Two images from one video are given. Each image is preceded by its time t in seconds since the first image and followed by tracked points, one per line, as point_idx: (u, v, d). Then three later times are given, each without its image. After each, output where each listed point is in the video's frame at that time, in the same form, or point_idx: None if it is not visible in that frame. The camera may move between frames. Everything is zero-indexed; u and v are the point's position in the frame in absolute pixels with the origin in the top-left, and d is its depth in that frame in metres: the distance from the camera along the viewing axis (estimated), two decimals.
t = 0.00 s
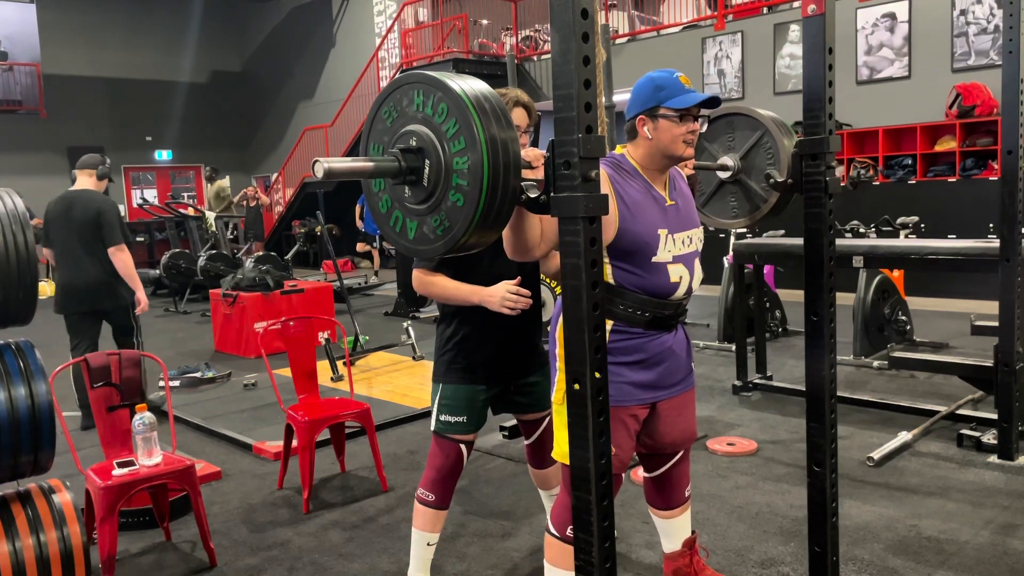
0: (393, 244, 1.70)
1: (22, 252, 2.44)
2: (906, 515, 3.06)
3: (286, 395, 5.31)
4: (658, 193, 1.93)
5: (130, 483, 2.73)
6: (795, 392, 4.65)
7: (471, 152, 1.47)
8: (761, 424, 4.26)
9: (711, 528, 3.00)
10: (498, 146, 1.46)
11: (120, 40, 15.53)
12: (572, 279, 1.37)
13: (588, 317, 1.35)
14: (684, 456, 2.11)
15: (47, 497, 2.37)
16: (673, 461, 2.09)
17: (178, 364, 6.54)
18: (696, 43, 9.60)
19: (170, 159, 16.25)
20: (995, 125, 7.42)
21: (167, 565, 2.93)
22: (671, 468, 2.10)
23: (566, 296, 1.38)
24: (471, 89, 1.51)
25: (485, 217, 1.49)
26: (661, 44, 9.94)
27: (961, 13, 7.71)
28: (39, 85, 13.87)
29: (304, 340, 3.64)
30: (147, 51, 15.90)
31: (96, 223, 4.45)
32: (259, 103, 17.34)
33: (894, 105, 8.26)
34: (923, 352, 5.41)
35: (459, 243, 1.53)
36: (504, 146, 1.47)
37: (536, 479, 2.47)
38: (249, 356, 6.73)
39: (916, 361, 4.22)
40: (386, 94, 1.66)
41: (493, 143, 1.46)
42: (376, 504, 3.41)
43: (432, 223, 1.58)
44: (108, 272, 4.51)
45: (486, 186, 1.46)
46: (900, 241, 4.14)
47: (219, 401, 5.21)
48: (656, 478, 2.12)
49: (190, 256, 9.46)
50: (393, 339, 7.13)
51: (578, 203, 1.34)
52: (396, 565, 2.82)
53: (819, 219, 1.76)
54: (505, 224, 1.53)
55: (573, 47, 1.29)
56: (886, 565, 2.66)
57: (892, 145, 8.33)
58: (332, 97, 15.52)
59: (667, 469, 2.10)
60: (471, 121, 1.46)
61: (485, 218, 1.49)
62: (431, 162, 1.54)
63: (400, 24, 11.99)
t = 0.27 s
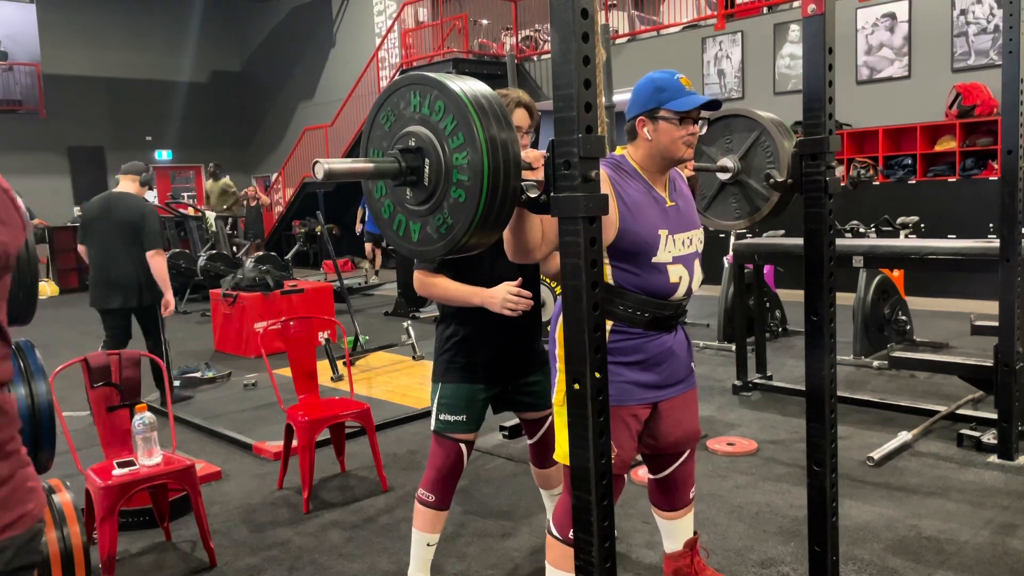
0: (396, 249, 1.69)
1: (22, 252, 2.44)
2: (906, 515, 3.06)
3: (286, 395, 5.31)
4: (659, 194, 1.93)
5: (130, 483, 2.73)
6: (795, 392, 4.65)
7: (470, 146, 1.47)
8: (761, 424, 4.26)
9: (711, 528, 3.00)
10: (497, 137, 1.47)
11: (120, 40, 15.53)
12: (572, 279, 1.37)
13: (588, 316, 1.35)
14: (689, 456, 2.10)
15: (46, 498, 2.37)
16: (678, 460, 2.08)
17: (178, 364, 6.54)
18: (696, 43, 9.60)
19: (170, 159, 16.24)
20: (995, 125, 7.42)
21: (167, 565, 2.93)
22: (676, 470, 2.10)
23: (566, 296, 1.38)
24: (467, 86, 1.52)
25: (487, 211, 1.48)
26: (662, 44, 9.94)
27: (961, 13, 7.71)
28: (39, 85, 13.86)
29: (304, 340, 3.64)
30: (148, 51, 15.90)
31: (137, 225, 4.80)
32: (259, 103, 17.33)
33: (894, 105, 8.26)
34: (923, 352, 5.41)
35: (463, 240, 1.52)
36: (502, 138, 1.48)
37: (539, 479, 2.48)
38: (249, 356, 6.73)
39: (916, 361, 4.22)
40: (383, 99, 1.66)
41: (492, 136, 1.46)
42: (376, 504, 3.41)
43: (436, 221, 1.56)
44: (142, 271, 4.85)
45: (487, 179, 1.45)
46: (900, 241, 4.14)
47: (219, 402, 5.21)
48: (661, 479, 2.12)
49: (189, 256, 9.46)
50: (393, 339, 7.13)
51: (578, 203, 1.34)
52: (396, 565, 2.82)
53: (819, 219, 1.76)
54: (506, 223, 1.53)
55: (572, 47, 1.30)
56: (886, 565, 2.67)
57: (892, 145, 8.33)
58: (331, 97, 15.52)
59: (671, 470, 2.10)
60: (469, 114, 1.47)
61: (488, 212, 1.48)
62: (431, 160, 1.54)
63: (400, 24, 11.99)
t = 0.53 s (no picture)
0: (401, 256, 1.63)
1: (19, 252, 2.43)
2: (906, 515, 3.06)
3: (286, 395, 5.31)
4: (659, 200, 1.93)
5: (130, 483, 2.73)
6: (796, 392, 4.65)
7: (469, 141, 1.44)
8: (761, 424, 4.26)
9: (711, 528, 3.00)
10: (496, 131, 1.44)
11: (120, 40, 15.53)
12: (572, 279, 1.37)
13: (588, 316, 1.35)
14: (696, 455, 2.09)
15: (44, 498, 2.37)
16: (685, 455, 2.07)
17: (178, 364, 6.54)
18: (696, 43, 9.60)
19: (170, 159, 16.24)
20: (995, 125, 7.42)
21: (167, 565, 2.93)
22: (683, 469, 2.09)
23: (566, 295, 1.38)
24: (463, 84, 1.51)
25: (491, 204, 1.45)
26: (662, 44, 9.95)
27: (961, 13, 7.71)
28: (39, 85, 13.86)
29: (304, 340, 3.64)
30: (148, 52, 15.90)
31: (158, 224, 5.09)
32: (259, 103, 17.33)
33: (894, 105, 8.26)
34: (924, 352, 5.40)
35: (470, 237, 1.47)
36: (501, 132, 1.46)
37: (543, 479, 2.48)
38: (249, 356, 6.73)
39: (916, 362, 4.22)
40: (380, 107, 1.64)
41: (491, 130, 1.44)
42: (376, 504, 3.41)
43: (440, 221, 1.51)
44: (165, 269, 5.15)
45: (489, 171, 1.42)
46: (900, 241, 4.14)
47: (219, 402, 5.21)
48: (669, 478, 2.12)
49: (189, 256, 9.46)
50: (393, 339, 7.13)
51: (578, 202, 1.34)
52: (396, 565, 2.82)
53: (819, 219, 1.76)
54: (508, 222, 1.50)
55: (572, 47, 1.29)
56: (886, 565, 2.66)
57: (892, 145, 8.33)
58: (331, 97, 15.52)
59: (679, 468, 2.09)
60: (466, 111, 1.45)
61: (492, 205, 1.44)
62: (432, 160, 1.51)
63: (400, 24, 11.98)
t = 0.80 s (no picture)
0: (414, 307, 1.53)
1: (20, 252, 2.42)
2: (906, 515, 3.06)
3: (286, 395, 5.31)
4: (661, 241, 1.99)
5: (130, 483, 2.72)
6: (795, 392, 4.65)
7: (473, 184, 1.35)
8: (761, 424, 4.26)
9: (711, 528, 3.00)
10: (501, 173, 1.35)
11: (120, 41, 15.54)
12: (572, 280, 1.37)
13: (588, 317, 1.35)
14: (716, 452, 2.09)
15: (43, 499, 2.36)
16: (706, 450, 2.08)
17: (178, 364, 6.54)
18: (696, 43, 9.61)
19: (170, 159, 16.24)
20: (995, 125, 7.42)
21: (166, 565, 2.92)
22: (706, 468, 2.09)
23: (566, 294, 1.38)
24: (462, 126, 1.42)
25: (500, 249, 1.35)
26: (662, 44, 9.96)
27: (961, 13, 7.72)
28: (40, 85, 13.86)
29: (303, 339, 3.64)
30: (148, 52, 15.90)
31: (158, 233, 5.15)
32: (259, 104, 17.33)
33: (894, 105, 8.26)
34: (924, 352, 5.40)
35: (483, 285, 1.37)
36: (505, 173, 1.36)
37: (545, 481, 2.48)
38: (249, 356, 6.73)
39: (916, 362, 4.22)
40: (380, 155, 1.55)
41: (496, 172, 1.35)
42: (376, 504, 3.41)
43: (451, 270, 1.41)
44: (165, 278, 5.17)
45: (496, 215, 1.33)
46: (900, 241, 4.14)
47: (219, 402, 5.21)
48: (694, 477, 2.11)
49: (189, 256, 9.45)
50: (393, 339, 7.13)
51: (578, 203, 1.34)
52: (396, 565, 2.82)
53: (819, 219, 1.76)
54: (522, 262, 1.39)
55: (572, 47, 1.30)
56: (886, 565, 2.66)
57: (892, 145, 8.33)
58: (332, 97, 15.52)
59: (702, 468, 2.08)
60: (469, 154, 1.36)
61: (501, 250, 1.35)
62: (437, 207, 1.41)
63: (400, 24, 11.97)
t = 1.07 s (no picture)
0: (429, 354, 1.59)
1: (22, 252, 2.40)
2: (906, 515, 3.06)
3: (286, 395, 5.31)
4: (665, 283, 2.02)
5: (131, 483, 2.73)
6: (796, 392, 4.65)
7: (477, 231, 1.43)
8: (761, 424, 4.26)
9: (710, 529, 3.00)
10: (503, 218, 1.43)
11: (120, 41, 15.55)
12: (572, 280, 1.37)
13: (588, 318, 1.35)
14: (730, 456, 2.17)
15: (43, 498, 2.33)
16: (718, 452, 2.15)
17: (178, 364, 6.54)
18: (696, 43, 9.61)
19: (170, 159, 16.24)
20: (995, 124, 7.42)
21: (167, 565, 2.93)
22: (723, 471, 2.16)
23: (566, 295, 1.38)
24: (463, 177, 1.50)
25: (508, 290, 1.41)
26: (661, 43, 9.97)
27: (961, 13, 7.72)
28: (39, 84, 13.86)
29: (303, 339, 3.64)
30: (148, 51, 15.91)
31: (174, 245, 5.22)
32: (259, 104, 17.33)
33: (893, 105, 8.26)
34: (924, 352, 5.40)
35: (493, 326, 1.43)
36: (507, 217, 1.44)
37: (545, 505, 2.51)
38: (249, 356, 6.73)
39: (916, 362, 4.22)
40: (387, 212, 1.63)
41: (498, 217, 1.42)
42: (376, 504, 3.42)
43: (462, 315, 1.48)
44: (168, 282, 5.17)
45: (501, 258, 1.40)
46: (900, 241, 4.15)
47: (219, 402, 5.21)
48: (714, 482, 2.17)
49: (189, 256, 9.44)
50: (393, 339, 7.13)
51: (578, 204, 1.34)
52: (396, 566, 2.82)
53: (820, 218, 1.76)
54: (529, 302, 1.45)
55: (572, 47, 1.29)
56: (885, 565, 2.67)
57: (892, 145, 8.32)
58: (332, 97, 15.52)
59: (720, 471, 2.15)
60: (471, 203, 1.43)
61: (508, 291, 1.41)
62: (444, 255, 1.48)
63: (400, 23, 11.97)
